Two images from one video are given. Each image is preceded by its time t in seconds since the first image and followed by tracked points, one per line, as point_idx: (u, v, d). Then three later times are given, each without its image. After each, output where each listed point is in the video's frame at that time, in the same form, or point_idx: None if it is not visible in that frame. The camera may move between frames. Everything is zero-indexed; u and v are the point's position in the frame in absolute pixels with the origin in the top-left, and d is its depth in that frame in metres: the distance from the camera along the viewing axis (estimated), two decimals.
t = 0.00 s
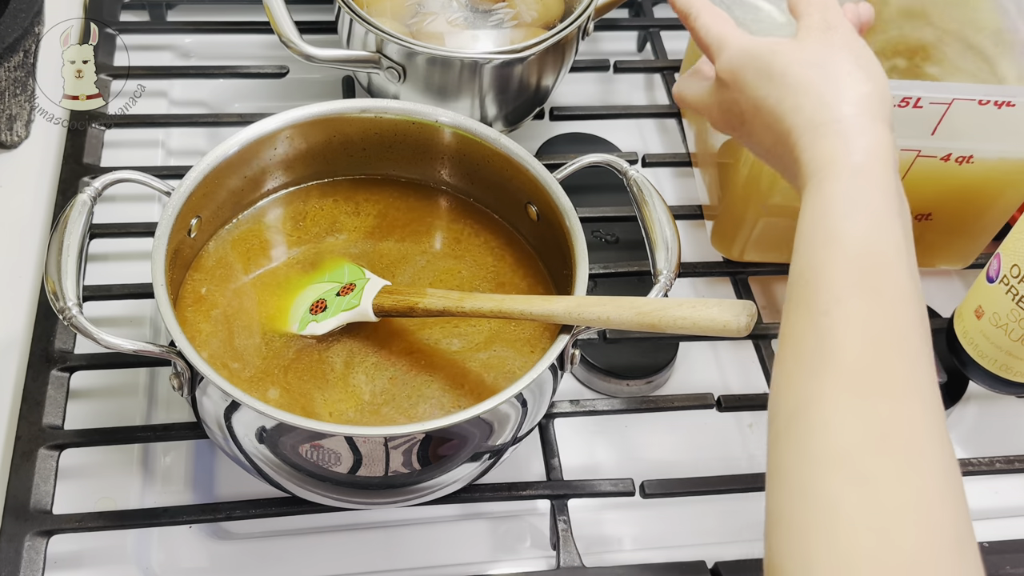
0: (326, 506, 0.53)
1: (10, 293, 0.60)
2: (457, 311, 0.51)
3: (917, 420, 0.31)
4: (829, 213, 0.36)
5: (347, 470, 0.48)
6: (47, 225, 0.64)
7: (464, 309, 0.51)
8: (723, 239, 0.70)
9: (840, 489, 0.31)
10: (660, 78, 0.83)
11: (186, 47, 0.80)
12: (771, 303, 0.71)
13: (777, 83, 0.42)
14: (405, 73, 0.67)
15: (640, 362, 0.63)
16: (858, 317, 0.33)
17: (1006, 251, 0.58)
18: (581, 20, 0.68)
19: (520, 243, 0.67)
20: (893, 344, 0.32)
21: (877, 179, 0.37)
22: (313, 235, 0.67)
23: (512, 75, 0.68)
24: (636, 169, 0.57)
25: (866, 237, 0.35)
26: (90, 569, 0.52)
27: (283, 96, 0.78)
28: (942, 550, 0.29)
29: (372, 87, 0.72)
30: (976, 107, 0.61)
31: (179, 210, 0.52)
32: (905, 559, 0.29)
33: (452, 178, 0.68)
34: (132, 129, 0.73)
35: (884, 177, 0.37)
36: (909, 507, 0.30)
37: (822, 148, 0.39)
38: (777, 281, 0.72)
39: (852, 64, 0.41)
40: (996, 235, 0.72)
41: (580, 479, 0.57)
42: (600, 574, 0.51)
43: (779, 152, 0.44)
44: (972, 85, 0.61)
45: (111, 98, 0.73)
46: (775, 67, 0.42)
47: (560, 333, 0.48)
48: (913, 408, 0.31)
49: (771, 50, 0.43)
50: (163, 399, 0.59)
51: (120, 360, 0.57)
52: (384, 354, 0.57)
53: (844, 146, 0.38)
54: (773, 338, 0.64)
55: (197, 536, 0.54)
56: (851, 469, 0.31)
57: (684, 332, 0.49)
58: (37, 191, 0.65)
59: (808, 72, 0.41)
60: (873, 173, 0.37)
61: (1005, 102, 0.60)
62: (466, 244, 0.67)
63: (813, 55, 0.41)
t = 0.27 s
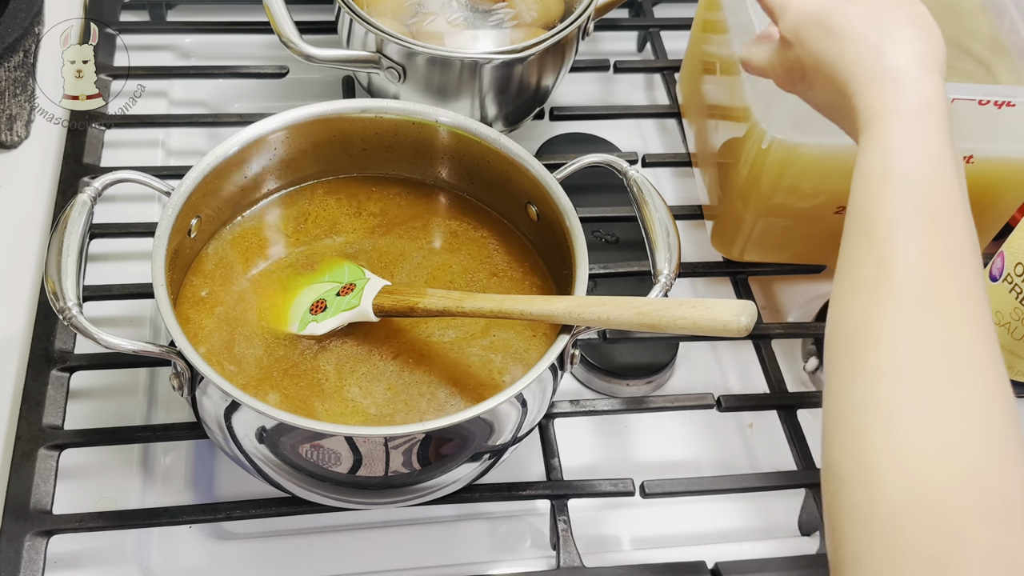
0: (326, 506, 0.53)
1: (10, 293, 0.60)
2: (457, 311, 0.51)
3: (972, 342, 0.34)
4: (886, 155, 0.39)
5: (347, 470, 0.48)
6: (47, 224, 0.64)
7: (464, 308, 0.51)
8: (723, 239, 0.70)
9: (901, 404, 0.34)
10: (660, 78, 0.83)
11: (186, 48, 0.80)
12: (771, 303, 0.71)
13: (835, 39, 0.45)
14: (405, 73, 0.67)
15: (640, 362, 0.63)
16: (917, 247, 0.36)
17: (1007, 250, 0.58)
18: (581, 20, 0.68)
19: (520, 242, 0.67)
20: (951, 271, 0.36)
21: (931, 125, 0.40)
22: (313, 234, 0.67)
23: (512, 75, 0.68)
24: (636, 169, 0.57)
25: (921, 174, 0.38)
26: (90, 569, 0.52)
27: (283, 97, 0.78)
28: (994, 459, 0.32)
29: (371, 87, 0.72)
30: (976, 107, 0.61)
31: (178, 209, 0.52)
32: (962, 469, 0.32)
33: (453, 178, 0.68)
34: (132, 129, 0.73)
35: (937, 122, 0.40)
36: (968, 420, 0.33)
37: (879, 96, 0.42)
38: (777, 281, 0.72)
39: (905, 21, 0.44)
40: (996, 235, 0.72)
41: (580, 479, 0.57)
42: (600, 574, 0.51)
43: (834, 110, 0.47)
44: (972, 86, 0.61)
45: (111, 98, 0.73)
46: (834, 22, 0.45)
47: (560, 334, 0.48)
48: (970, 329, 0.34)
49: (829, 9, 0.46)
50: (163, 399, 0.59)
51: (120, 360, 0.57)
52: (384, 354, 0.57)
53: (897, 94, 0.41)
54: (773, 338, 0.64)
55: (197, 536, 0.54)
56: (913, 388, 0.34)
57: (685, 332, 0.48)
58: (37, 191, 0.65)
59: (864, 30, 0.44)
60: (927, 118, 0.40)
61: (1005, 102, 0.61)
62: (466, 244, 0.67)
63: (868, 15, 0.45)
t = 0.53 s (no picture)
0: (326, 506, 0.52)
1: (10, 293, 0.60)
2: (457, 311, 0.51)
3: (968, 356, 0.36)
4: (877, 169, 0.42)
5: (347, 470, 0.48)
6: (47, 224, 0.64)
7: (464, 308, 0.51)
8: (723, 239, 0.70)
9: (895, 415, 0.36)
10: (660, 78, 0.83)
11: (186, 48, 0.80)
12: (771, 303, 0.71)
13: (823, 46, 0.48)
14: (405, 73, 0.67)
15: (640, 362, 0.63)
16: (911, 272, 0.38)
17: (1007, 251, 0.58)
18: (581, 20, 0.68)
19: (520, 243, 0.67)
20: (945, 288, 0.38)
21: (927, 141, 0.42)
22: (313, 234, 0.67)
23: (512, 75, 0.68)
24: (636, 169, 0.57)
25: (909, 194, 0.40)
26: (91, 568, 0.52)
27: (283, 96, 0.78)
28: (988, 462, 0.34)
29: (371, 87, 0.72)
30: (976, 107, 0.61)
31: (178, 209, 0.52)
32: (950, 477, 0.34)
33: (452, 178, 0.68)
34: (132, 129, 0.73)
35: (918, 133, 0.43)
36: (955, 425, 0.35)
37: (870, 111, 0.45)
38: (777, 281, 0.72)
39: (893, 19, 0.47)
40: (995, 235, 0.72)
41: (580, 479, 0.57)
42: (600, 574, 0.51)
43: (834, 114, 0.49)
44: (971, 86, 0.61)
45: (111, 98, 0.73)
46: (820, 30, 0.49)
47: (560, 333, 0.48)
48: (960, 344, 0.36)
49: (815, 16, 0.50)
50: (163, 399, 0.59)
51: (120, 360, 0.57)
52: (383, 354, 0.57)
53: (888, 101, 0.44)
54: (773, 338, 0.63)
55: (197, 536, 0.54)
56: (899, 400, 0.36)
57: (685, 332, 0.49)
58: (37, 191, 0.65)
59: (852, 35, 0.47)
60: (919, 132, 0.42)
61: (1005, 102, 0.61)
62: (466, 245, 0.67)
63: (853, 17, 0.48)
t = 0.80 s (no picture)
0: (326, 506, 0.52)
1: (10, 293, 0.60)
2: (457, 310, 0.51)
3: (831, 387, 0.28)
4: (659, 189, 0.34)
5: (347, 470, 0.48)
6: (48, 224, 0.64)
7: (464, 308, 0.51)
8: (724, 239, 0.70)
9: (782, 415, 0.28)
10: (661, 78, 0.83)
11: (186, 47, 0.80)
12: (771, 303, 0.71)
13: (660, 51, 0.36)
14: (405, 74, 0.67)
15: (640, 362, 0.63)
16: (785, 275, 0.30)
17: (1006, 251, 0.58)
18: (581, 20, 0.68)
19: (520, 243, 0.67)
20: (747, 258, 0.30)
21: (790, 218, 0.31)
22: (313, 236, 0.67)
23: (512, 75, 0.68)
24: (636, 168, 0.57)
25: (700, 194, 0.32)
26: (91, 568, 0.52)
27: (283, 96, 0.78)
28: (866, 538, 0.26)
29: (372, 87, 0.72)
30: (976, 107, 0.61)
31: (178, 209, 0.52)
32: (829, 485, 0.27)
33: (451, 178, 0.68)
34: (132, 129, 0.73)
35: (631, 165, 0.35)
36: (828, 434, 0.28)
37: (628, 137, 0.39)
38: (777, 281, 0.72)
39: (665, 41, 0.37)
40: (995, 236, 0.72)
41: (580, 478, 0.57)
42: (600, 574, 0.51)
43: (654, 242, 0.36)
44: (971, 86, 0.61)
45: (112, 98, 0.73)
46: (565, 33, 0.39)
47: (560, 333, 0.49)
48: (822, 334, 0.29)
49: None
50: (164, 399, 0.59)
51: (120, 360, 0.57)
52: (382, 355, 0.57)
53: (687, 81, 0.34)
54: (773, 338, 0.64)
55: (197, 536, 0.54)
56: (791, 411, 0.28)
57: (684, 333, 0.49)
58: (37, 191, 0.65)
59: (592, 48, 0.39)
60: (700, 139, 0.33)
61: (1005, 102, 0.60)
62: (466, 245, 0.67)
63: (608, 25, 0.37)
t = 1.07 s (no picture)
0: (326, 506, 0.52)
1: (9, 293, 0.60)
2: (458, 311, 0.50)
3: (604, 471, 0.32)
4: (433, 383, 0.35)
5: (347, 470, 0.49)
6: (47, 223, 0.64)
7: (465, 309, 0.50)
8: (723, 238, 0.70)
9: (578, 513, 0.31)
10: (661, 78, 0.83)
11: (186, 47, 0.80)
12: (771, 303, 0.71)
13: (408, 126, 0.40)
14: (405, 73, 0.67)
15: (640, 362, 0.62)
16: (587, 454, 0.33)
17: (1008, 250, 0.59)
18: (581, 20, 0.68)
19: (520, 242, 0.67)
20: (473, 352, 0.35)
21: (474, 316, 0.36)
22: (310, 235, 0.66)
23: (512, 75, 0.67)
24: (636, 168, 0.57)
25: (467, 385, 0.34)
26: (91, 569, 0.51)
27: (282, 97, 0.78)
28: None
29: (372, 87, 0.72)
30: (976, 107, 0.61)
31: (178, 209, 0.52)
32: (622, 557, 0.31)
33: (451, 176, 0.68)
34: (132, 129, 0.73)
35: (393, 372, 0.36)
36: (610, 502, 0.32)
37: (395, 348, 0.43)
38: (777, 281, 0.72)
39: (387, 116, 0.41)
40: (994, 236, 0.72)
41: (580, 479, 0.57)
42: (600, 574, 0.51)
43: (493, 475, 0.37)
44: (972, 86, 0.61)
45: (111, 98, 0.73)
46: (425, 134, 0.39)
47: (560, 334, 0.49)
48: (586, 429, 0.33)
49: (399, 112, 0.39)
50: (163, 399, 0.59)
51: (119, 360, 0.57)
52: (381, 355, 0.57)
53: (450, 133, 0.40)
54: (773, 338, 0.63)
55: (197, 536, 0.54)
56: (579, 505, 0.32)
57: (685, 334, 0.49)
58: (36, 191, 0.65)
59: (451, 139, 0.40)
60: (469, 324, 0.35)
61: (1005, 102, 0.61)
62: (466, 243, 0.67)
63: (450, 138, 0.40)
